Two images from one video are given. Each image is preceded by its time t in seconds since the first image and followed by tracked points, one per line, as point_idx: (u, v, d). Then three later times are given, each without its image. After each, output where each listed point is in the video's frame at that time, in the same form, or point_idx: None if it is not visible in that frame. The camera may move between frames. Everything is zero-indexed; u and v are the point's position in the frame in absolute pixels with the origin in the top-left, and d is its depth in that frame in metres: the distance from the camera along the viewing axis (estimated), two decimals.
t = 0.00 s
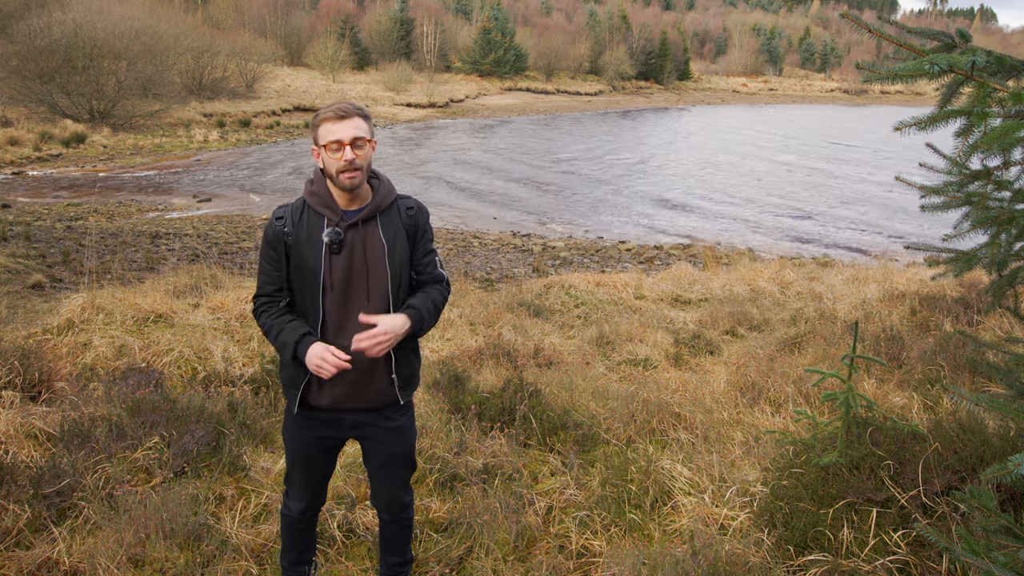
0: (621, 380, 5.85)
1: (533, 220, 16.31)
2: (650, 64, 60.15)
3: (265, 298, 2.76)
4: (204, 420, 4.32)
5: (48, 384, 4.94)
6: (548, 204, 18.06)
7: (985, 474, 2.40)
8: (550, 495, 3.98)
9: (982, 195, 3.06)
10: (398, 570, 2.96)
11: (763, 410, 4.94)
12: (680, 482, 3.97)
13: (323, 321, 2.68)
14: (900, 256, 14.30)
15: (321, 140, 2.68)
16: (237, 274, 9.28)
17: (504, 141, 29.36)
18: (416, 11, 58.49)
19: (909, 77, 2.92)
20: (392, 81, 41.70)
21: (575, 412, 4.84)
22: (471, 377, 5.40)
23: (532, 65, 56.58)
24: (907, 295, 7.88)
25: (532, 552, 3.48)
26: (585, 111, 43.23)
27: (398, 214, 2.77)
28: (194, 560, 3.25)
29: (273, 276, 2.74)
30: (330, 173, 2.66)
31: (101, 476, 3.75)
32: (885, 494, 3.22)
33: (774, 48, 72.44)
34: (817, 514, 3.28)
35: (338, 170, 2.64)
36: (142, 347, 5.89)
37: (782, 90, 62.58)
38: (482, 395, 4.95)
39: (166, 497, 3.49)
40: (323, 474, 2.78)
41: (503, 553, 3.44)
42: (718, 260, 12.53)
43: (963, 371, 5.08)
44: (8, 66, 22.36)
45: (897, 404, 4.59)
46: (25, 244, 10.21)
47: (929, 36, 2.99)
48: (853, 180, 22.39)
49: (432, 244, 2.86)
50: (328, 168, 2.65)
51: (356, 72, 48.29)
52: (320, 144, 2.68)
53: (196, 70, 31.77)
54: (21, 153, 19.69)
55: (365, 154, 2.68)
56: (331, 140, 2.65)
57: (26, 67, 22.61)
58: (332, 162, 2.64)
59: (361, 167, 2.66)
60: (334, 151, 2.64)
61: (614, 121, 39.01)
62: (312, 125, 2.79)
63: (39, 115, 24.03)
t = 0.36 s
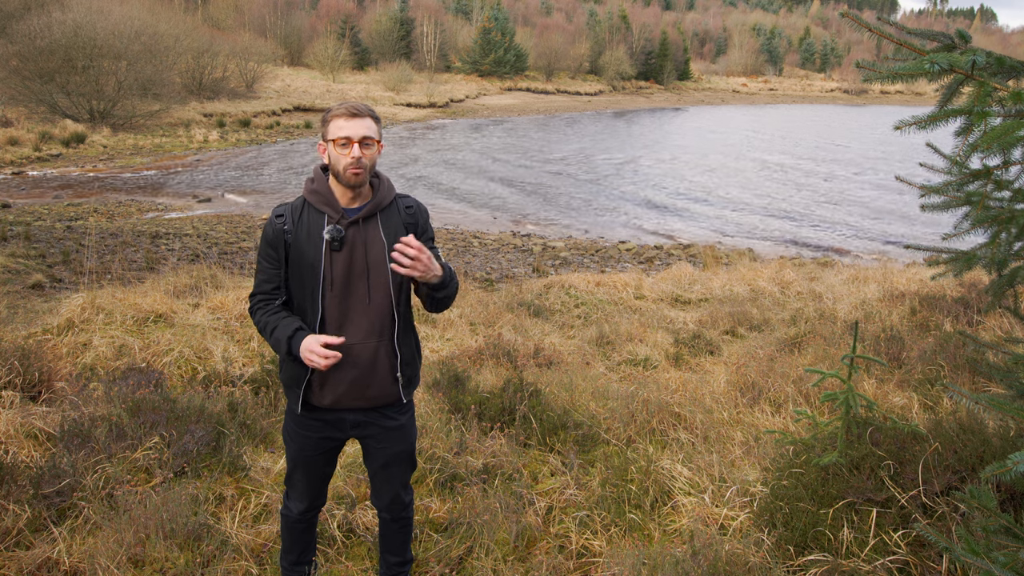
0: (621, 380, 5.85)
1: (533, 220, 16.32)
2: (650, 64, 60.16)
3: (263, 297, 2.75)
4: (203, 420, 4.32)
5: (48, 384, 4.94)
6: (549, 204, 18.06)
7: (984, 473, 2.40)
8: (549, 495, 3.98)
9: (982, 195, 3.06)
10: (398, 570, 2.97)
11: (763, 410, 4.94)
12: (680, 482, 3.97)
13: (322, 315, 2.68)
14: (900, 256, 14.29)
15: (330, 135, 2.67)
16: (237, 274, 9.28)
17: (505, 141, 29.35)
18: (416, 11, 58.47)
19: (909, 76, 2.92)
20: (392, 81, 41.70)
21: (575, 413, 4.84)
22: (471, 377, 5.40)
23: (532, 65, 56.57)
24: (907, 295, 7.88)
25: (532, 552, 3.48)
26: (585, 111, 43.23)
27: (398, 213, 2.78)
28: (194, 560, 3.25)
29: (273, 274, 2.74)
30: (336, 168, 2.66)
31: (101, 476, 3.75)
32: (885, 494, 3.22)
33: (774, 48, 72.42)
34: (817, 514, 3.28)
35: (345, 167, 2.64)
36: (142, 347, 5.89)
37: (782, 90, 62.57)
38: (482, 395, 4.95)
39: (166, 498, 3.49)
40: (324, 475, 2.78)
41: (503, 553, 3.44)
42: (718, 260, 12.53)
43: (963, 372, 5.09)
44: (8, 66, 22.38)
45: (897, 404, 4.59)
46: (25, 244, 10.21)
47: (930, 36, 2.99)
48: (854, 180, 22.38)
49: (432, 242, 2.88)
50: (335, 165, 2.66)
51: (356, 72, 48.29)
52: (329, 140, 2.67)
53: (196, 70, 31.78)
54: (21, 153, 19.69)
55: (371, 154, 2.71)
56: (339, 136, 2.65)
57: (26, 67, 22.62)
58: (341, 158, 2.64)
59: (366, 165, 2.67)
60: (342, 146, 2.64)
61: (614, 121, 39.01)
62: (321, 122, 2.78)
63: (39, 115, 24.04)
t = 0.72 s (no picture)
0: (621, 380, 5.85)
1: (533, 220, 16.32)
2: (650, 64, 60.17)
3: (264, 294, 2.76)
4: (203, 420, 4.32)
5: (48, 384, 4.95)
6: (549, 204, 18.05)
7: (984, 474, 2.40)
8: (549, 495, 3.98)
9: (981, 196, 3.07)
10: (398, 570, 2.97)
11: (763, 410, 4.94)
12: (680, 482, 3.97)
13: (321, 315, 2.68)
14: (899, 256, 14.29)
15: (327, 136, 2.69)
16: (237, 274, 9.28)
17: (505, 141, 29.35)
18: (416, 11, 58.45)
19: (909, 77, 2.92)
20: (392, 81, 41.69)
21: (575, 413, 4.84)
22: (471, 377, 5.41)
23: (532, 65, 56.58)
24: (907, 295, 7.88)
25: (532, 552, 3.48)
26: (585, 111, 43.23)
27: (398, 214, 2.78)
28: (194, 560, 3.25)
29: (274, 272, 2.75)
30: (331, 168, 2.66)
31: (101, 476, 3.75)
32: (885, 494, 3.22)
33: (774, 48, 72.42)
34: (817, 514, 3.28)
35: (339, 165, 2.63)
36: (142, 347, 5.89)
37: (782, 90, 62.58)
38: (482, 395, 4.95)
39: (166, 498, 3.49)
40: (323, 474, 2.78)
41: (503, 553, 3.44)
42: (718, 260, 12.53)
43: (963, 371, 5.09)
44: (8, 66, 22.38)
45: (897, 404, 4.59)
46: (25, 244, 10.21)
47: (929, 36, 2.99)
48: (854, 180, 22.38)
49: (432, 245, 2.86)
50: (330, 163, 2.65)
51: (356, 72, 48.28)
52: (326, 140, 2.69)
53: (196, 70, 31.77)
54: (21, 153, 19.69)
55: (368, 153, 2.68)
56: (336, 135, 2.65)
57: (26, 67, 22.63)
58: (335, 157, 2.64)
59: (362, 164, 2.65)
60: (338, 145, 2.64)
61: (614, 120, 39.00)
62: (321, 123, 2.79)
63: (39, 115, 24.04)
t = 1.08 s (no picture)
0: (621, 380, 5.85)
1: (533, 220, 16.31)
2: (650, 64, 60.18)
3: (263, 294, 2.76)
4: (204, 420, 4.32)
5: (48, 384, 4.95)
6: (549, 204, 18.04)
7: (984, 474, 2.40)
8: (550, 495, 3.98)
9: (981, 194, 3.07)
10: (398, 570, 2.97)
11: (763, 410, 4.94)
12: (681, 482, 3.96)
13: (320, 314, 2.68)
14: (900, 255, 14.28)
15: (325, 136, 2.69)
16: (237, 274, 9.28)
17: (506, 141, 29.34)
18: (416, 11, 58.44)
19: (909, 76, 2.92)
20: (392, 81, 41.69)
21: (575, 412, 4.84)
22: (471, 377, 5.41)
23: (532, 65, 56.58)
24: (907, 295, 7.88)
25: (532, 552, 3.48)
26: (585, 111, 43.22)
27: (398, 214, 2.77)
28: (194, 560, 3.25)
29: (273, 271, 2.75)
30: (329, 167, 2.66)
31: (101, 476, 3.75)
32: (885, 494, 3.22)
33: (774, 48, 72.43)
34: (817, 514, 3.28)
35: (336, 165, 2.64)
36: (142, 347, 5.89)
37: (782, 90, 62.58)
38: (482, 395, 4.95)
39: (166, 497, 3.50)
40: (322, 474, 2.78)
41: (503, 553, 3.44)
42: (718, 260, 12.54)
43: (963, 371, 5.09)
44: (8, 66, 22.39)
45: (897, 404, 4.59)
46: (25, 244, 10.21)
47: (930, 35, 2.99)
48: (855, 180, 22.36)
49: (432, 244, 2.86)
50: (327, 163, 2.65)
51: (356, 72, 48.27)
52: (323, 140, 2.69)
53: (196, 70, 31.76)
54: (20, 153, 19.68)
55: (366, 153, 2.68)
56: (333, 135, 2.65)
57: (26, 67, 22.64)
58: (332, 156, 2.64)
59: (359, 164, 2.65)
60: (335, 145, 2.65)
61: (614, 120, 38.99)
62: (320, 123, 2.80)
63: (39, 115, 24.04)
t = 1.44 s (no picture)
0: (621, 380, 5.85)
1: (533, 220, 16.31)
2: (650, 64, 60.20)
3: (263, 293, 2.77)
4: (203, 420, 4.32)
5: (48, 384, 4.94)
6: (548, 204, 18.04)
7: (985, 475, 2.40)
8: (550, 495, 3.98)
9: (982, 196, 3.06)
10: (398, 570, 2.96)
11: (763, 410, 4.94)
12: (681, 482, 3.96)
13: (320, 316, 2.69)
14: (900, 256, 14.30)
15: (323, 134, 2.68)
16: (237, 274, 9.29)
17: (506, 141, 29.34)
18: (416, 11, 58.43)
19: (909, 77, 2.92)
20: (392, 81, 41.69)
21: (575, 413, 4.84)
22: (471, 377, 5.41)
23: (532, 65, 56.58)
24: (907, 295, 7.88)
25: (532, 552, 3.48)
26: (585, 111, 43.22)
27: (397, 215, 2.75)
28: (194, 560, 3.25)
29: (273, 272, 2.75)
30: (328, 167, 2.65)
31: (101, 476, 3.75)
32: (885, 494, 3.22)
33: (774, 48, 72.46)
34: (817, 514, 3.28)
35: (335, 164, 2.63)
36: (142, 347, 5.89)
37: (782, 90, 62.60)
38: (482, 395, 4.95)
39: (166, 498, 3.50)
40: (321, 474, 2.78)
41: (503, 553, 3.44)
42: (718, 260, 12.54)
43: (963, 372, 5.09)
44: (8, 66, 22.39)
45: (897, 404, 4.59)
46: (25, 244, 10.21)
47: (929, 36, 2.99)
48: (855, 180, 22.37)
49: (432, 246, 2.83)
50: (326, 162, 2.65)
51: (357, 72, 48.27)
52: (322, 138, 2.68)
53: (196, 70, 31.75)
54: (20, 153, 19.67)
55: (365, 151, 2.68)
56: (330, 133, 2.65)
57: (26, 67, 22.65)
58: (331, 155, 2.63)
59: (359, 162, 2.65)
60: (333, 144, 2.64)
61: (614, 120, 38.99)
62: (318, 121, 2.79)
63: (39, 115, 24.01)
